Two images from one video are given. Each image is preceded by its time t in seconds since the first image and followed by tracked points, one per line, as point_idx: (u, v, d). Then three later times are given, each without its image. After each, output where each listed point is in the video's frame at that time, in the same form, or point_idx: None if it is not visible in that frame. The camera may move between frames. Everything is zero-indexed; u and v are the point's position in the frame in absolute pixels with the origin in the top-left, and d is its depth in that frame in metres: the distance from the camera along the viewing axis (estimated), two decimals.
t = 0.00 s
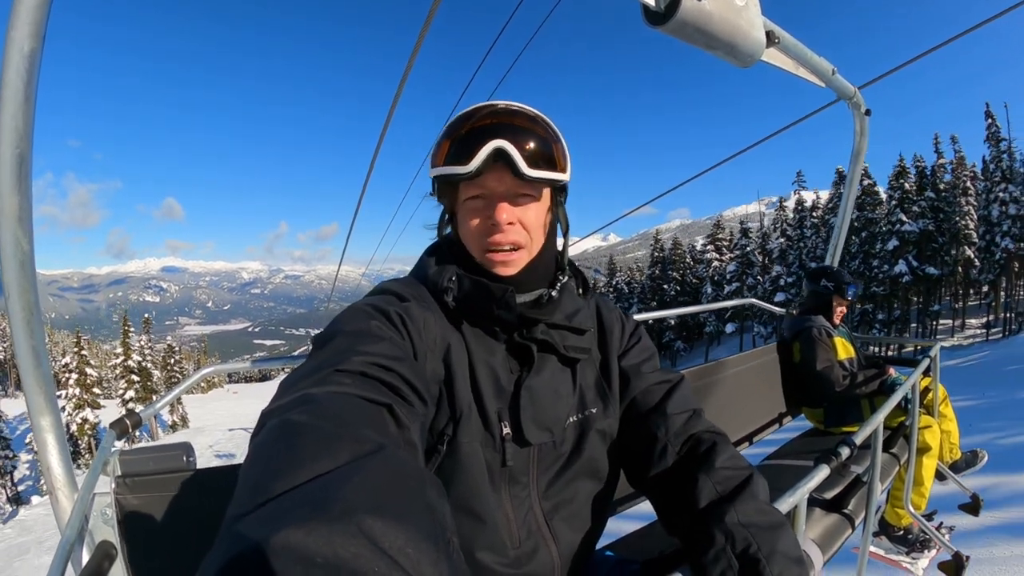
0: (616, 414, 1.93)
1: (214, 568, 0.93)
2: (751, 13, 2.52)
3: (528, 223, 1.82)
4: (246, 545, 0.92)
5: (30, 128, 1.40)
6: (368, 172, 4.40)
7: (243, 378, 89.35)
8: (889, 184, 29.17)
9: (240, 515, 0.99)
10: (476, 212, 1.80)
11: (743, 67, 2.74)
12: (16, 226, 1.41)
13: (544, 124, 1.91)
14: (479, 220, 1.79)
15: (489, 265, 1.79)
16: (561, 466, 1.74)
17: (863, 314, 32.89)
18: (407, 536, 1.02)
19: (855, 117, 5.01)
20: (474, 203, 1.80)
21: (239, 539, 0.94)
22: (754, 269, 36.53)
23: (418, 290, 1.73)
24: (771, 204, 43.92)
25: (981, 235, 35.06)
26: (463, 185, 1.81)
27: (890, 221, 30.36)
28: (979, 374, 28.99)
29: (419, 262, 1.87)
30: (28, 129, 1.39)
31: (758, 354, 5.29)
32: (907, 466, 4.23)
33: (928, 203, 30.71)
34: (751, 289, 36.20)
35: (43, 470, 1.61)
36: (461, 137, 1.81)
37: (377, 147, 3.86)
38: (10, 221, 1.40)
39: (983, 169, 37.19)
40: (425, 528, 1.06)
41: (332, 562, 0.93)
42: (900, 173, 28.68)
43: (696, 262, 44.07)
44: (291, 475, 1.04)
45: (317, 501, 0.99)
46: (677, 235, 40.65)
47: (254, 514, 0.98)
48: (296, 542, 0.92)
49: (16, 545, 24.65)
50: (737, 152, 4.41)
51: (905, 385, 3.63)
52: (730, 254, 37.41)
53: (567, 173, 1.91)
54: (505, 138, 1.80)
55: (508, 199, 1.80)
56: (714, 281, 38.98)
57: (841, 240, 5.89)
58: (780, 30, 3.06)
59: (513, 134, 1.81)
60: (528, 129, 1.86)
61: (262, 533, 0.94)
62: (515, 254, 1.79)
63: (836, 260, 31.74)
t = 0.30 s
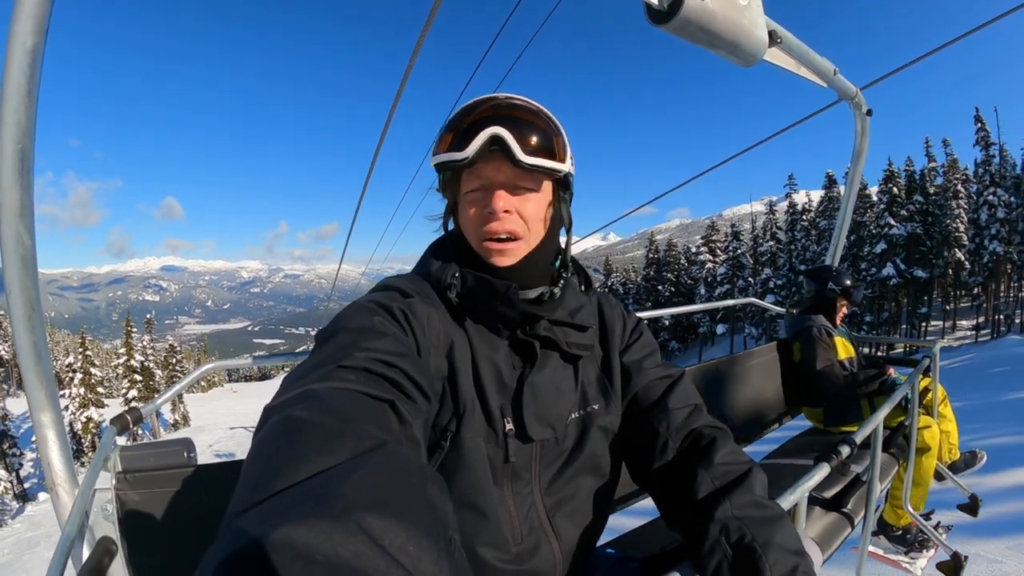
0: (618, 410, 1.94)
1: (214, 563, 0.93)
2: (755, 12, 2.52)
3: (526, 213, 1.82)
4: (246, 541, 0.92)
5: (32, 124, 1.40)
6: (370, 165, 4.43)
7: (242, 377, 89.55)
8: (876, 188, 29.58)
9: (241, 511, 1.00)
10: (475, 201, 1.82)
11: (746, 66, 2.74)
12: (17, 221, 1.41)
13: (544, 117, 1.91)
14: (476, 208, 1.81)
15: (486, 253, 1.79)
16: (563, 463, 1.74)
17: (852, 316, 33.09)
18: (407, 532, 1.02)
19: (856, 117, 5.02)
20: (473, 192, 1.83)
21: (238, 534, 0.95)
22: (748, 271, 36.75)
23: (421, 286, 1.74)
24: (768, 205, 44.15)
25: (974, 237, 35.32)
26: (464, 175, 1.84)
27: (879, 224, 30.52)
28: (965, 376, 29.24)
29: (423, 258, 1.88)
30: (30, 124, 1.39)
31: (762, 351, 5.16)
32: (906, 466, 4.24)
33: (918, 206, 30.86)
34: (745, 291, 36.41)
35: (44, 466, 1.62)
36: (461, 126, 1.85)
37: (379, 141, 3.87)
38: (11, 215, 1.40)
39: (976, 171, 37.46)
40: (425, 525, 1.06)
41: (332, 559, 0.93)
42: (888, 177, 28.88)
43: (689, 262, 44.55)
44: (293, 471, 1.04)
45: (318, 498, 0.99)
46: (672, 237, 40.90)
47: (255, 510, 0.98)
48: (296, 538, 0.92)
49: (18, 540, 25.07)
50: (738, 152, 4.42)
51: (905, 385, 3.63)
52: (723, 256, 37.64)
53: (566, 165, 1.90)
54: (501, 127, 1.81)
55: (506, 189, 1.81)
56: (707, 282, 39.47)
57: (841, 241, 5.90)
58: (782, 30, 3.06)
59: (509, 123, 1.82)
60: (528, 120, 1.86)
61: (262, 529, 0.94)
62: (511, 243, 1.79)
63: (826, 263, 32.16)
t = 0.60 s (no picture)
0: (621, 421, 1.93)
1: (213, 566, 0.92)
2: (762, 19, 2.52)
3: (509, 221, 1.79)
4: (246, 546, 0.92)
5: (33, 127, 1.39)
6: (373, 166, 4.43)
7: (241, 376, 89.68)
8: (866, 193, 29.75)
9: (241, 515, 0.99)
10: (462, 210, 1.84)
11: (752, 73, 2.74)
12: (17, 226, 1.40)
13: (529, 121, 1.86)
14: (460, 217, 1.83)
15: (469, 262, 1.80)
16: (565, 472, 1.73)
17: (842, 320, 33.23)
18: (408, 540, 1.01)
19: (860, 122, 5.02)
20: (462, 201, 1.86)
21: (238, 539, 0.94)
22: (742, 275, 36.91)
23: (425, 294, 1.73)
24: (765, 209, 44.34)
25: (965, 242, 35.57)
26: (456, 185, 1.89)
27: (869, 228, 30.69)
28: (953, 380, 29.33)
29: (425, 266, 1.89)
30: (30, 127, 1.38)
31: (761, 357, 5.19)
32: (906, 473, 4.24)
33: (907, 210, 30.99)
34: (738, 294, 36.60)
35: (45, 472, 1.60)
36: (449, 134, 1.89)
37: (381, 142, 3.87)
38: (11, 220, 1.39)
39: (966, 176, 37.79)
40: (426, 534, 1.05)
41: (331, 565, 0.92)
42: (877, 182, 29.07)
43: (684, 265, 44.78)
44: (293, 476, 1.03)
45: (319, 504, 0.98)
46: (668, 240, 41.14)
47: (255, 514, 0.97)
48: (295, 543, 0.91)
49: (20, 536, 25.36)
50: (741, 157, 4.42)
51: (908, 393, 3.62)
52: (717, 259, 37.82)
53: (549, 171, 1.84)
54: (480, 136, 1.82)
55: (490, 197, 1.81)
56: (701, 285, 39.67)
57: (844, 246, 5.90)
58: (788, 36, 3.07)
59: (491, 132, 1.82)
60: (511, 127, 1.84)
61: (264, 533, 0.93)
62: (492, 253, 1.76)
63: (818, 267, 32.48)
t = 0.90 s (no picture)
0: (620, 426, 1.94)
1: (209, 564, 0.93)
2: (763, 20, 2.53)
3: (508, 228, 1.79)
4: (241, 543, 0.92)
5: (29, 128, 1.40)
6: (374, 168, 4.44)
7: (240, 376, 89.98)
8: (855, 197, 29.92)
9: (239, 513, 0.99)
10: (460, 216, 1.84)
11: (753, 74, 2.75)
12: (13, 227, 1.40)
13: (529, 128, 1.86)
14: (459, 223, 1.83)
15: (466, 268, 1.80)
16: (562, 476, 1.74)
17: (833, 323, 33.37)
18: (405, 542, 1.02)
19: (861, 125, 5.03)
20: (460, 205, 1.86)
21: (234, 536, 0.94)
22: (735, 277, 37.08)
23: (426, 297, 1.74)
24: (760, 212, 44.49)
25: (957, 244, 35.81)
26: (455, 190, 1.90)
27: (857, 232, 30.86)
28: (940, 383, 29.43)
29: (423, 270, 1.90)
30: (26, 128, 1.39)
31: (760, 359, 5.21)
32: (904, 475, 4.26)
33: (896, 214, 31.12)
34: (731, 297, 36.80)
35: (42, 472, 1.61)
36: (448, 139, 1.90)
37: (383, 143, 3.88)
38: (7, 222, 1.40)
39: (958, 179, 38.02)
40: (423, 535, 1.06)
41: (327, 565, 0.93)
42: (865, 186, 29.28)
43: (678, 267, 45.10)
44: (292, 476, 1.04)
45: (316, 503, 0.99)
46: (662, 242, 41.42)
47: (252, 513, 0.97)
48: (291, 543, 0.92)
49: (22, 534, 25.74)
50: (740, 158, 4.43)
51: (906, 397, 3.61)
52: (710, 262, 38.01)
53: (548, 178, 1.84)
54: (479, 141, 1.83)
55: (490, 203, 1.81)
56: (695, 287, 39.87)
57: (844, 248, 5.90)
58: (789, 38, 3.07)
59: (488, 137, 1.83)
60: (511, 132, 1.84)
61: (260, 532, 0.94)
62: (489, 258, 1.77)
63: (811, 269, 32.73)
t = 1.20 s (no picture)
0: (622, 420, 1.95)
1: (215, 556, 0.94)
2: (765, 20, 2.54)
3: (519, 221, 1.80)
4: (247, 534, 0.93)
5: (38, 119, 1.41)
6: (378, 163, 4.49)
7: (238, 377, 90.17)
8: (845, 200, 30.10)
9: (244, 505, 1.00)
10: (470, 209, 1.85)
11: (755, 73, 2.76)
12: (21, 216, 1.42)
13: (542, 123, 1.88)
14: (470, 215, 1.83)
15: (477, 260, 1.80)
16: (565, 469, 1.74)
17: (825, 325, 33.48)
18: (408, 533, 1.03)
19: (863, 125, 5.04)
20: (470, 198, 1.87)
21: (240, 527, 0.95)
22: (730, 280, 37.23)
23: (429, 290, 1.74)
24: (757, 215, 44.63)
25: (948, 246, 36.05)
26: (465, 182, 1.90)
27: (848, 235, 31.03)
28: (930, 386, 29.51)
29: (428, 263, 1.91)
30: (36, 118, 1.40)
31: (760, 359, 5.22)
32: (904, 475, 4.26)
33: (886, 217, 31.26)
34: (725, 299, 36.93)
35: (46, 463, 1.62)
36: (459, 131, 1.90)
37: (386, 142, 3.89)
38: (14, 212, 1.41)
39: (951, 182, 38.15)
40: (426, 527, 1.06)
41: (331, 556, 0.94)
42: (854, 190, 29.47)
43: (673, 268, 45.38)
44: (296, 468, 1.04)
45: (320, 494, 0.99)
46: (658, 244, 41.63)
47: (257, 504, 0.98)
48: (296, 534, 0.93)
49: (16, 532, 25.95)
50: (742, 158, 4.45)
51: (907, 395, 3.62)
52: (705, 264, 38.15)
53: (561, 173, 1.87)
54: (491, 135, 1.84)
55: (501, 196, 1.82)
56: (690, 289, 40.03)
57: (844, 248, 5.91)
58: (791, 38, 3.08)
59: (500, 130, 1.84)
60: (523, 127, 1.85)
61: (264, 523, 0.94)
62: (500, 251, 1.77)
63: (805, 272, 32.90)
